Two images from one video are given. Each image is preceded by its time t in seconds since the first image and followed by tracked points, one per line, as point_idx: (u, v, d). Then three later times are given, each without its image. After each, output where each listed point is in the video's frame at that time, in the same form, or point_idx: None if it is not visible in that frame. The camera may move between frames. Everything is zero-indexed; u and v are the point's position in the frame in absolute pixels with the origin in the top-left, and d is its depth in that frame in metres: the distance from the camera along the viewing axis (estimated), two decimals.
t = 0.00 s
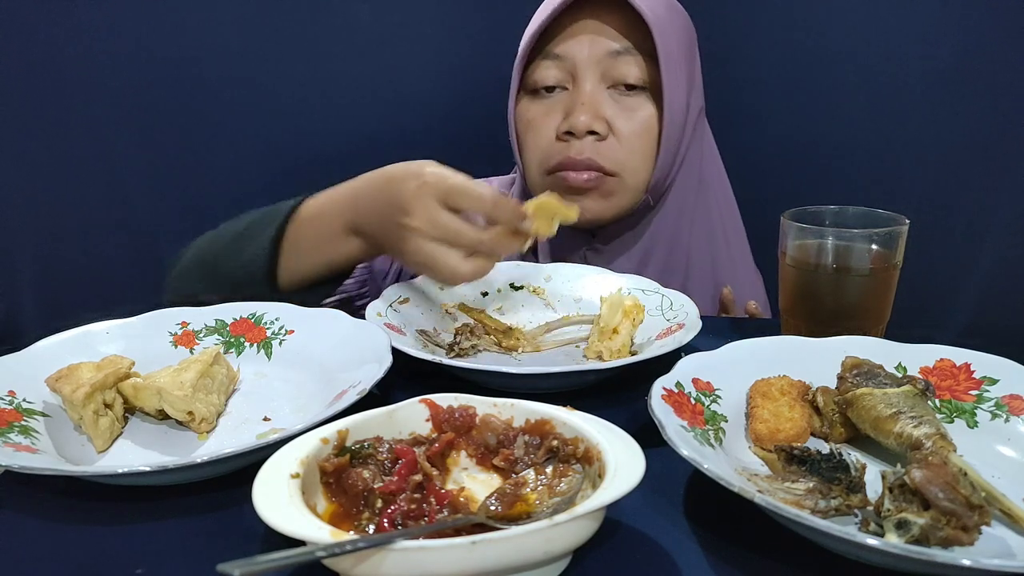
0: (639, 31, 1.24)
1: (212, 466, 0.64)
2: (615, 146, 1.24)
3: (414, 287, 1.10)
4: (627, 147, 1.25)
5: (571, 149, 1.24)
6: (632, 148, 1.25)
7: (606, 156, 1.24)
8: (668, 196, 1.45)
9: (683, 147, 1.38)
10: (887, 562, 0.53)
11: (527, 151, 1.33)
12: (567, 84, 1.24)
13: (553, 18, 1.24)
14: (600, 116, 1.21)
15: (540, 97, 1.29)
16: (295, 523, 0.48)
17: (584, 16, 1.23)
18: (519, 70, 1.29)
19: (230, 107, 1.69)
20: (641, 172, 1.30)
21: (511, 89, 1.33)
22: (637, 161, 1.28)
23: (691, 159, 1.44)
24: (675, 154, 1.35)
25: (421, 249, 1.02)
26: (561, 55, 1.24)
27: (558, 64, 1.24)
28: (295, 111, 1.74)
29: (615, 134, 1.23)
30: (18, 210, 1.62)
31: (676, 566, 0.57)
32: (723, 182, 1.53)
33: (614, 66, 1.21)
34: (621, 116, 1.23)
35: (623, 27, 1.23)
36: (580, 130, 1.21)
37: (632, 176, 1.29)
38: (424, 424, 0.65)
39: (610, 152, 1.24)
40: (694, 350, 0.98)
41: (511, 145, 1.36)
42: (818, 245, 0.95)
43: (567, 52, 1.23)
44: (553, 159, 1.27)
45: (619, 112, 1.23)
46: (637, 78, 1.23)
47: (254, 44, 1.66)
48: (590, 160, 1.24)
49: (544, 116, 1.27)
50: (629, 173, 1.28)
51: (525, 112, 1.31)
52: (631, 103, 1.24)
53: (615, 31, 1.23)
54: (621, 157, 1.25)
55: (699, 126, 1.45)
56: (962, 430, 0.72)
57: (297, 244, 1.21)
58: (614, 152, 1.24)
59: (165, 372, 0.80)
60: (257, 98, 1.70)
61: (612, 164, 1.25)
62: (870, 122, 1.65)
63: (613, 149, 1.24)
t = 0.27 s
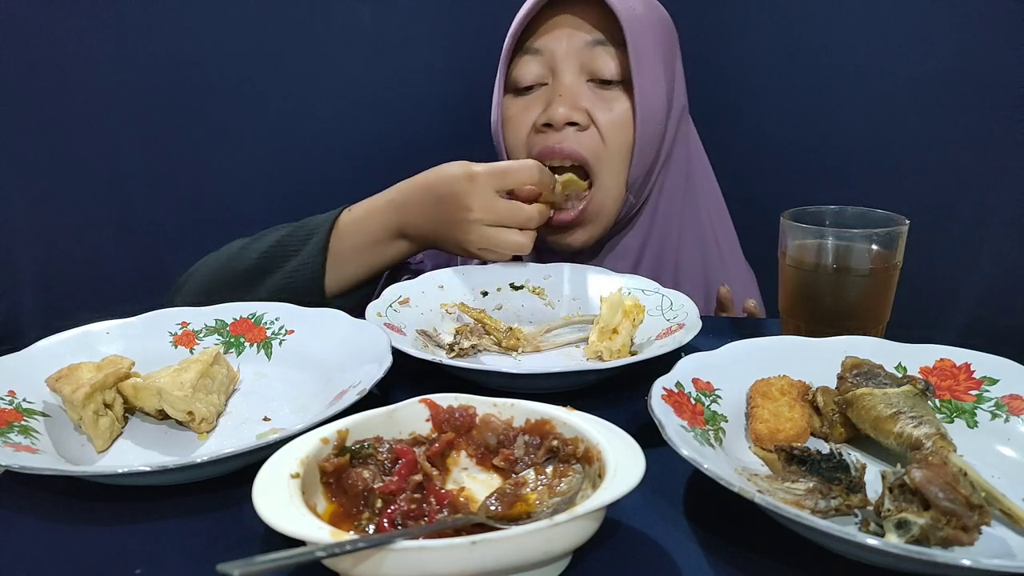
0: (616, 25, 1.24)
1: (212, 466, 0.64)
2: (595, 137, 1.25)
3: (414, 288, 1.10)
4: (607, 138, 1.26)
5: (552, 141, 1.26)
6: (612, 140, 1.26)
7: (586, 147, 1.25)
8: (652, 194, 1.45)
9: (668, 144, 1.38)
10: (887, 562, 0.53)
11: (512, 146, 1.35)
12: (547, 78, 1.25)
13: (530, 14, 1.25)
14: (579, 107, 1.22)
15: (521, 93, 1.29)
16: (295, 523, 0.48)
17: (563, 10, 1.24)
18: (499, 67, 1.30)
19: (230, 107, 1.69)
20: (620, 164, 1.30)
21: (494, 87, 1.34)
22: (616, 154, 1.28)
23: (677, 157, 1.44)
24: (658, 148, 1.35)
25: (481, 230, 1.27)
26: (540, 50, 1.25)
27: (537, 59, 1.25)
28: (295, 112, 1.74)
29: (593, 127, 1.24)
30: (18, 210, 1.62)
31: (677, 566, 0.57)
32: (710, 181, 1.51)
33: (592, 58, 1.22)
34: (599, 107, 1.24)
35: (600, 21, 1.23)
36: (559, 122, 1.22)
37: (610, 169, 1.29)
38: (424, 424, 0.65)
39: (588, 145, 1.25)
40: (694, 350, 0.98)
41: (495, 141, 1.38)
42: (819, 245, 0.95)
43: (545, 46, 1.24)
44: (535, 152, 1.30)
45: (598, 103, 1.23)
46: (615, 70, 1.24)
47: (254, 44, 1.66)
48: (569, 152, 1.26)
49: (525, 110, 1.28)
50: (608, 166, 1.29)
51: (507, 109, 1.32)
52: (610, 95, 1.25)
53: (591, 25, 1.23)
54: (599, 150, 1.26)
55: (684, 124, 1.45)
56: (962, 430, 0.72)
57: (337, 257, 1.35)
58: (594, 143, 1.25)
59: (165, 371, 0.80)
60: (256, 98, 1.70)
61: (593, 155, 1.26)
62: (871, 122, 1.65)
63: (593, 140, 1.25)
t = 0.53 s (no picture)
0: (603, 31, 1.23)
1: (211, 466, 0.64)
2: (581, 146, 1.22)
3: (414, 288, 1.10)
4: (593, 147, 1.23)
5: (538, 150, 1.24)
6: (599, 148, 1.24)
7: (572, 156, 1.23)
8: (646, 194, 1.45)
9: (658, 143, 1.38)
10: (887, 562, 0.53)
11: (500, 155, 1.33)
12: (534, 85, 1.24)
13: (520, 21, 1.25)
14: (564, 115, 1.20)
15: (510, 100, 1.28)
16: (295, 523, 0.48)
17: (550, 17, 1.24)
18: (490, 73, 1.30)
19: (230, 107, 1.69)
20: (606, 174, 1.27)
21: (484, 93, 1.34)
22: (601, 163, 1.26)
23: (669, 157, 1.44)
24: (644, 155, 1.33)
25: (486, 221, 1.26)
26: (527, 58, 1.24)
27: (524, 66, 1.24)
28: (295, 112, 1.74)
29: (580, 135, 1.21)
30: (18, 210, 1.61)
31: (677, 566, 0.57)
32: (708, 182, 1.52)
33: (578, 65, 1.20)
34: (585, 115, 1.21)
35: (587, 28, 1.23)
36: (544, 130, 1.20)
37: (597, 178, 1.27)
38: (424, 424, 0.65)
39: (574, 154, 1.22)
40: (694, 350, 0.98)
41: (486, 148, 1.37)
42: (819, 245, 0.95)
43: (532, 53, 1.23)
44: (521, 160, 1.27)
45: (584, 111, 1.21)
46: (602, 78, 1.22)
47: (255, 44, 1.66)
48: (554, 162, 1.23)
49: (512, 117, 1.26)
50: (593, 175, 1.26)
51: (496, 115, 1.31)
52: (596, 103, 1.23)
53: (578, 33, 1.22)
54: (585, 159, 1.23)
55: (676, 123, 1.45)
56: (962, 430, 0.72)
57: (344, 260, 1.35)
58: (580, 152, 1.23)
59: (165, 371, 0.80)
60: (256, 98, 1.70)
61: (578, 164, 1.23)
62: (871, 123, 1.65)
63: (579, 149, 1.22)
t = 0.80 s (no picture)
0: (607, 37, 1.24)
1: (212, 466, 0.64)
2: (588, 154, 1.23)
3: (413, 288, 1.10)
4: (600, 154, 1.24)
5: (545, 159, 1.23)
6: (605, 155, 1.25)
7: (580, 164, 1.23)
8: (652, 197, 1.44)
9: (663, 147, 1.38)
10: (887, 562, 0.53)
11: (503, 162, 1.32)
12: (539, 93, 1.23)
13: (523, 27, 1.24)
14: (571, 124, 1.20)
15: (513, 107, 1.28)
16: (295, 523, 0.48)
17: (554, 24, 1.23)
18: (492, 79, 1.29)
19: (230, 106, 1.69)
20: (612, 180, 1.29)
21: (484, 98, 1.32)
22: (608, 169, 1.27)
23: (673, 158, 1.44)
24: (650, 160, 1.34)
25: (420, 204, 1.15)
26: (532, 65, 1.23)
27: (529, 73, 1.23)
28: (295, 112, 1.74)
29: (588, 143, 1.22)
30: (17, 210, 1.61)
31: (677, 566, 0.57)
32: (711, 182, 1.53)
33: (585, 73, 1.20)
34: (593, 123, 1.22)
35: (592, 35, 1.23)
36: (552, 140, 1.20)
37: (603, 184, 1.28)
38: (424, 424, 0.65)
39: (583, 162, 1.23)
40: (694, 350, 0.98)
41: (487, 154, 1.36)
42: (818, 245, 0.95)
43: (537, 61, 1.22)
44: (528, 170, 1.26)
45: (591, 119, 1.22)
46: (609, 85, 1.22)
47: (255, 44, 1.66)
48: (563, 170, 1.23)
49: (517, 125, 1.25)
50: (600, 182, 1.27)
51: (499, 122, 1.29)
52: (603, 110, 1.23)
53: (585, 39, 1.22)
54: (592, 166, 1.24)
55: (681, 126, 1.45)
56: (962, 430, 0.72)
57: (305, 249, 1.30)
58: (587, 161, 1.23)
59: (165, 371, 0.80)
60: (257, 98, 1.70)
61: (585, 171, 1.24)
62: (871, 123, 1.64)
63: (586, 157, 1.23)
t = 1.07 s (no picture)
0: (611, 42, 1.23)
1: (212, 465, 0.64)
2: (591, 162, 1.22)
3: (413, 288, 1.10)
4: (604, 162, 1.23)
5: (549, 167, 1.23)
6: (608, 162, 1.24)
7: (583, 173, 1.22)
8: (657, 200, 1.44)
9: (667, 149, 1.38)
10: (887, 562, 0.53)
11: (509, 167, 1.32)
12: (544, 98, 1.23)
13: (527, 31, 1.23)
14: (575, 130, 1.20)
15: (518, 111, 1.27)
16: (295, 523, 0.48)
17: (560, 27, 1.22)
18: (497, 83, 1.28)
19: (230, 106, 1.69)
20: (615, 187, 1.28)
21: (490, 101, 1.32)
22: (610, 177, 1.26)
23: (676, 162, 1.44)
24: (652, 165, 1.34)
25: (356, 203, 1.03)
26: (537, 70, 1.22)
27: (533, 77, 1.23)
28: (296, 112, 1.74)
29: (591, 150, 1.22)
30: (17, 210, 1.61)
31: (677, 566, 0.57)
32: (713, 185, 1.54)
33: (588, 79, 1.20)
34: (596, 130, 1.21)
35: (597, 39, 1.22)
36: (555, 147, 1.20)
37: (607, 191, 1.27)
38: (425, 424, 0.65)
39: (586, 169, 1.22)
40: (694, 350, 0.98)
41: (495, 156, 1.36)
42: (818, 245, 0.95)
43: (541, 65, 1.22)
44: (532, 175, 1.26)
45: (594, 125, 1.21)
46: (612, 90, 1.21)
47: (255, 44, 1.66)
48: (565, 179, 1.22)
49: (522, 130, 1.25)
50: (601, 190, 1.27)
51: (504, 125, 1.29)
52: (607, 116, 1.23)
53: (587, 44, 1.21)
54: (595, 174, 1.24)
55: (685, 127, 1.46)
56: (962, 430, 0.72)
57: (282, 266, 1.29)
58: (591, 169, 1.22)
59: (165, 372, 0.80)
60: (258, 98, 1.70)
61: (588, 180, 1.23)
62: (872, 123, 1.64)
63: (589, 165, 1.22)
